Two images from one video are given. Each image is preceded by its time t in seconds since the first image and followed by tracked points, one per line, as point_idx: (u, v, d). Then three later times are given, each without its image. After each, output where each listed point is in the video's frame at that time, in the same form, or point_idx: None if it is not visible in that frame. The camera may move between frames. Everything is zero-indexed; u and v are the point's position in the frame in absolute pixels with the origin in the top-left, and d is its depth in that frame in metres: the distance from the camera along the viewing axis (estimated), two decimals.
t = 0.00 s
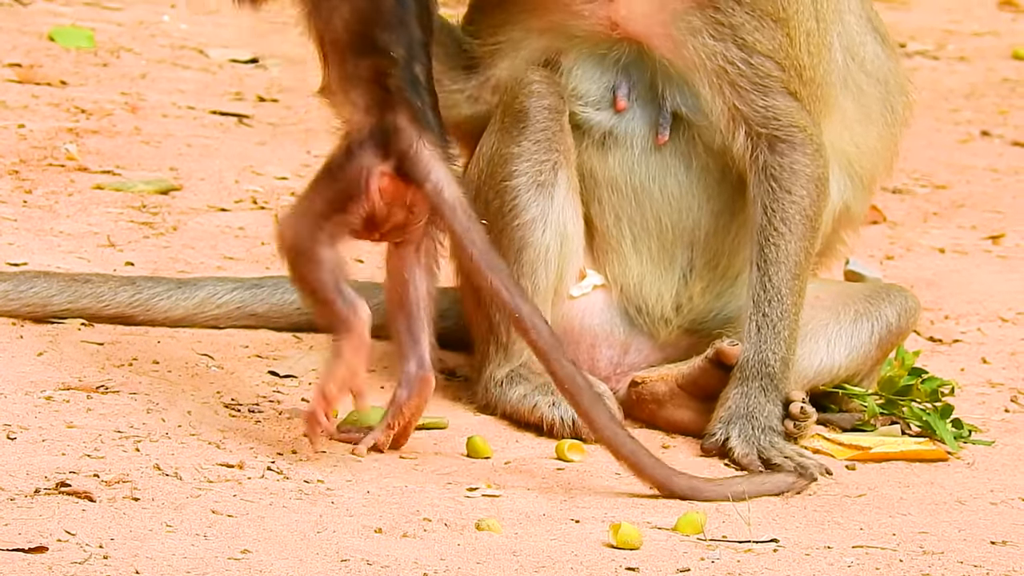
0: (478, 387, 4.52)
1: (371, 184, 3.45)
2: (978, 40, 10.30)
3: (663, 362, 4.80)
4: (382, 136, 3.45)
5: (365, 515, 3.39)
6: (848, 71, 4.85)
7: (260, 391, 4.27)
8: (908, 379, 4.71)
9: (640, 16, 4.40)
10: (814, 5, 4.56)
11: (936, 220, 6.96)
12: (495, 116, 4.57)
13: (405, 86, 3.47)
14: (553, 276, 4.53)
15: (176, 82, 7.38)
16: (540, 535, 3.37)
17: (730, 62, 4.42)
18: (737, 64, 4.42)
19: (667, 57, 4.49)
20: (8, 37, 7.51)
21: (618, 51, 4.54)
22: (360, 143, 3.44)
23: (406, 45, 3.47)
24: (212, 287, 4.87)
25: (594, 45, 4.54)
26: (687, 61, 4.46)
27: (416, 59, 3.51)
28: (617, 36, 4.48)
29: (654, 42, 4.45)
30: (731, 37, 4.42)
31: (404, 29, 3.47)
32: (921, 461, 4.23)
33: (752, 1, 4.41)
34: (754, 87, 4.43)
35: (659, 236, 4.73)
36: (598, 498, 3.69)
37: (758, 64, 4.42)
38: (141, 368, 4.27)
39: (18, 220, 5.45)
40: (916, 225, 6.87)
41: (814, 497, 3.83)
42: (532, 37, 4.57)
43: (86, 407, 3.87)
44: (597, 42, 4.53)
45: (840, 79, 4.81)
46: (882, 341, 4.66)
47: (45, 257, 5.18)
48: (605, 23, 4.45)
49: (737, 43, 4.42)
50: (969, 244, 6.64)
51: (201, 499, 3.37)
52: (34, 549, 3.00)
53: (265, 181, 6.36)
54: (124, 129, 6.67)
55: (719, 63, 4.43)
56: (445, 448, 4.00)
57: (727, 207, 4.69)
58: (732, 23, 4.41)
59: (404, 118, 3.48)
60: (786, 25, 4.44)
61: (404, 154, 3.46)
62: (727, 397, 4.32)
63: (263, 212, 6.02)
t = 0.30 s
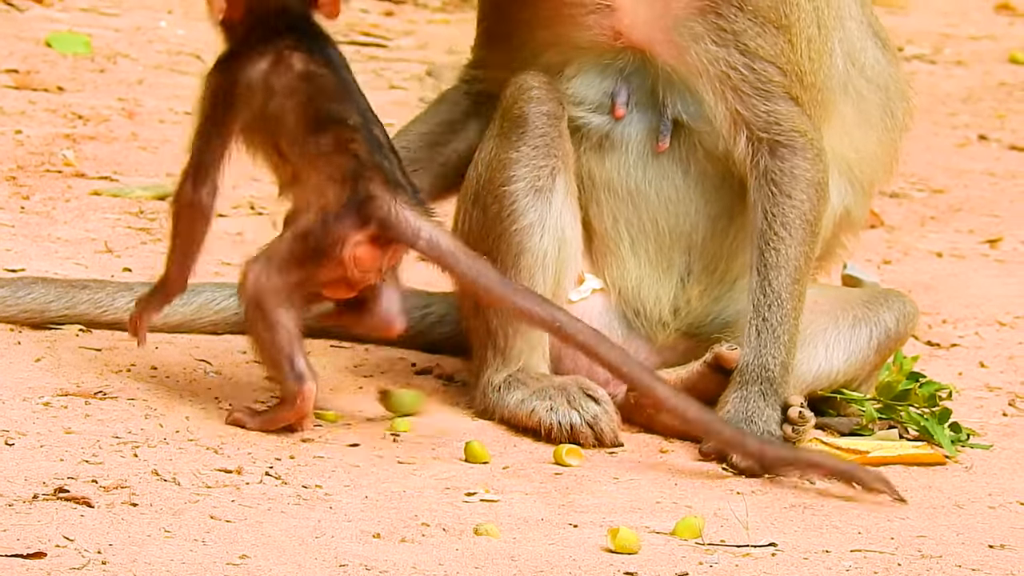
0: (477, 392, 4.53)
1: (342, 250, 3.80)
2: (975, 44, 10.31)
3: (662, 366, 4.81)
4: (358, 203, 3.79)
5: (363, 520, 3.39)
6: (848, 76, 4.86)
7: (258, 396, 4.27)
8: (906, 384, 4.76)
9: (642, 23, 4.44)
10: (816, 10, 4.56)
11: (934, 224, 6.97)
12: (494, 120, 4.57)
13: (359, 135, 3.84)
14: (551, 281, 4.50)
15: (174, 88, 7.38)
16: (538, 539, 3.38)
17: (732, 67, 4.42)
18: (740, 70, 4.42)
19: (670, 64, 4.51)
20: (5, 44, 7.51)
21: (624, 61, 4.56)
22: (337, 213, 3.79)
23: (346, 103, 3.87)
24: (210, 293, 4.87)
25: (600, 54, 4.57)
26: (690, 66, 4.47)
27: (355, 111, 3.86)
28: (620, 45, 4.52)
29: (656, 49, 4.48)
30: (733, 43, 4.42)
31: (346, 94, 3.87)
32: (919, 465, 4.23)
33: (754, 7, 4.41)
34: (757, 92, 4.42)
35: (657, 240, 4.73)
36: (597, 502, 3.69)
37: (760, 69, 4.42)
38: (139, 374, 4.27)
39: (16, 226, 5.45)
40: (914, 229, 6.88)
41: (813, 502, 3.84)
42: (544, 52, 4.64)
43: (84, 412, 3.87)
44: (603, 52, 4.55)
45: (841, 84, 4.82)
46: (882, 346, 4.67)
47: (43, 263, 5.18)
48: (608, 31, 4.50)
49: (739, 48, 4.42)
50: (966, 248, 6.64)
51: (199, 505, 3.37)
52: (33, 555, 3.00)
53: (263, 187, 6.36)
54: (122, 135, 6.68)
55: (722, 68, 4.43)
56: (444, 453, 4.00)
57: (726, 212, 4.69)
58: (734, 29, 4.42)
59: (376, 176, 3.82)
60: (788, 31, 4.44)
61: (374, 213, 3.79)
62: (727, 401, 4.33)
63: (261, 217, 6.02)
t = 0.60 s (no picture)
0: (475, 398, 4.53)
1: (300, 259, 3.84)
2: (973, 49, 10.32)
3: (660, 373, 4.82)
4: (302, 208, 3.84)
5: (361, 525, 3.38)
6: (840, 76, 4.86)
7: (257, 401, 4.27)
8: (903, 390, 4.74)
9: (633, 30, 4.39)
10: (805, 12, 4.56)
11: (932, 229, 6.97)
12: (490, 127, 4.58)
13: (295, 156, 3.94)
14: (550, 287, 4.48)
15: (173, 92, 7.39)
16: (536, 544, 3.38)
17: (723, 71, 4.42)
18: (730, 74, 4.42)
19: (661, 69, 4.48)
20: (4, 48, 7.51)
21: (613, 66, 4.53)
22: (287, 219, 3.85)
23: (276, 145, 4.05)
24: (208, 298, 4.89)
25: (590, 61, 4.54)
26: (680, 71, 4.46)
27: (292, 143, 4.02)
28: (612, 51, 4.46)
29: (647, 55, 4.45)
30: (723, 47, 4.42)
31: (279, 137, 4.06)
32: (915, 471, 4.22)
33: (744, 10, 4.41)
34: (747, 95, 4.43)
35: (653, 246, 4.73)
36: (595, 507, 3.69)
37: (750, 72, 4.43)
38: (137, 379, 4.27)
39: (15, 230, 5.45)
40: (912, 235, 6.88)
41: (811, 508, 3.84)
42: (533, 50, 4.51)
43: (83, 416, 3.87)
44: (593, 58, 4.52)
45: (833, 85, 4.81)
46: (879, 349, 4.67)
47: (42, 267, 5.18)
48: (599, 39, 4.43)
49: (729, 52, 4.42)
50: (964, 254, 6.65)
51: (197, 509, 3.37)
52: (30, 559, 3.00)
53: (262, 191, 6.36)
54: (120, 139, 6.68)
55: (712, 72, 4.43)
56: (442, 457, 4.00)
57: (720, 217, 4.70)
58: (724, 33, 4.41)
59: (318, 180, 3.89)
60: (778, 34, 4.44)
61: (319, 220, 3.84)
62: (724, 408, 4.32)
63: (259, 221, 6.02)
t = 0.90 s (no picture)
0: (473, 400, 4.53)
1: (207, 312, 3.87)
2: (972, 50, 10.32)
3: (658, 374, 4.82)
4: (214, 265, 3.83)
5: (360, 527, 3.38)
6: (840, 79, 4.86)
7: (254, 403, 4.27)
8: (902, 392, 4.75)
9: (634, 31, 4.41)
10: (805, 14, 4.57)
11: (931, 231, 6.98)
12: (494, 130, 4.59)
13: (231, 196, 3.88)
14: (550, 290, 4.50)
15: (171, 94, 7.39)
16: (535, 546, 3.37)
17: (723, 73, 4.43)
18: (730, 75, 4.42)
19: (662, 71, 4.51)
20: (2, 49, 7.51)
21: (614, 66, 4.57)
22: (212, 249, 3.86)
23: (212, 169, 3.88)
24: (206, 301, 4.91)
25: (591, 59, 4.57)
26: (681, 73, 4.47)
27: (227, 178, 3.89)
28: (612, 52, 4.50)
29: (647, 57, 4.47)
30: (723, 48, 4.42)
31: (221, 163, 3.89)
32: (914, 473, 4.23)
33: (745, 11, 4.41)
34: (747, 97, 4.43)
35: (655, 249, 4.73)
36: (593, 508, 3.69)
37: (750, 73, 4.42)
38: (136, 381, 4.27)
39: (13, 232, 5.45)
40: (910, 236, 6.89)
41: (809, 510, 3.84)
42: (538, 43, 4.56)
43: (81, 419, 3.86)
44: (595, 57, 4.56)
45: (832, 87, 4.81)
46: (877, 352, 4.67)
47: (40, 269, 5.17)
48: (600, 38, 4.47)
49: (729, 53, 4.42)
50: (963, 255, 6.65)
51: (196, 512, 3.37)
52: (29, 562, 3.00)
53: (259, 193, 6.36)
54: (119, 141, 6.68)
55: (713, 74, 4.43)
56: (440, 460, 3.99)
57: (721, 220, 4.69)
58: (725, 34, 4.42)
59: (237, 239, 3.84)
60: (779, 35, 4.45)
61: (226, 289, 3.80)
62: (722, 410, 4.31)
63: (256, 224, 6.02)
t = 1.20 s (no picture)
0: (472, 403, 4.52)
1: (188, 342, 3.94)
2: (970, 54, 10.33)
3: (657, 377, 4.82)
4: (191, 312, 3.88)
5: (359, 530, 3.38)
6: (840, 83, 4.86)
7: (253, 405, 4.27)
8: (901, 396, 4.77)
9: (637, 35, 4.42)
10: (806, 18, 4.57)
11: (929, 234, 6.98)
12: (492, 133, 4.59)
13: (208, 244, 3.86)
14: (548, 294, 4.49)
15: (169, 96, 7.40)
16: (534, 550, 3.37)
17: (724, 76, 4.43)
18: (731, 78, 4.43)
19: (664, 74, 4.51)
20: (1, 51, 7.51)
21: (616, 68, 4.57)
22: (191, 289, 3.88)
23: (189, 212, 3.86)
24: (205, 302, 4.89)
25: (592, 62, 4.57)
26: (683, 76, 4.47)
27: (203, 223, 3.86)
28: (613, 54, 4.51)
29: (650, 60, 4.48)
30: (724, 51, 4.43)
31: (199, 206, 3.85)
32: (913, 477, 4.23)
33: (747, 15, 4.42)
34: (748, 100, 4.43)
35: (655, 253, 4.73)
36: (592, 511, 3.68)
37: (752, 77, 4.43)
38: (134, 383, 4.27)
39: (11, 234, 5.45)
40: (909, 240, 6.89)
41: (808, 513, 3.84)
42: (540, 46, 4.57)
43: (80, 421, 3.86)
44: (595, 59, 4.55)
45: (833, 91, 4.82)
46: (876, 356, 4.67)
47: (39, 271, 5.18)
48: (601, 40, 4.48)
49: (731, 57, 4.43)
50: (961, 259, 6.65)
51: (195, 514, 3.36)
52: (28, 564, 3.00)
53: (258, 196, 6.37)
54: (117, 143, 6.68)
55: (714, 77, 4.44)
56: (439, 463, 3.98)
57: (722, 224, 4.69)
58: (726, 37, 4.42)
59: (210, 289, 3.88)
60: (780, 39, 4.45)
61: (203, 342, 3.88)
62: (721, 413, 4.31)
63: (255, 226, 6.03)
